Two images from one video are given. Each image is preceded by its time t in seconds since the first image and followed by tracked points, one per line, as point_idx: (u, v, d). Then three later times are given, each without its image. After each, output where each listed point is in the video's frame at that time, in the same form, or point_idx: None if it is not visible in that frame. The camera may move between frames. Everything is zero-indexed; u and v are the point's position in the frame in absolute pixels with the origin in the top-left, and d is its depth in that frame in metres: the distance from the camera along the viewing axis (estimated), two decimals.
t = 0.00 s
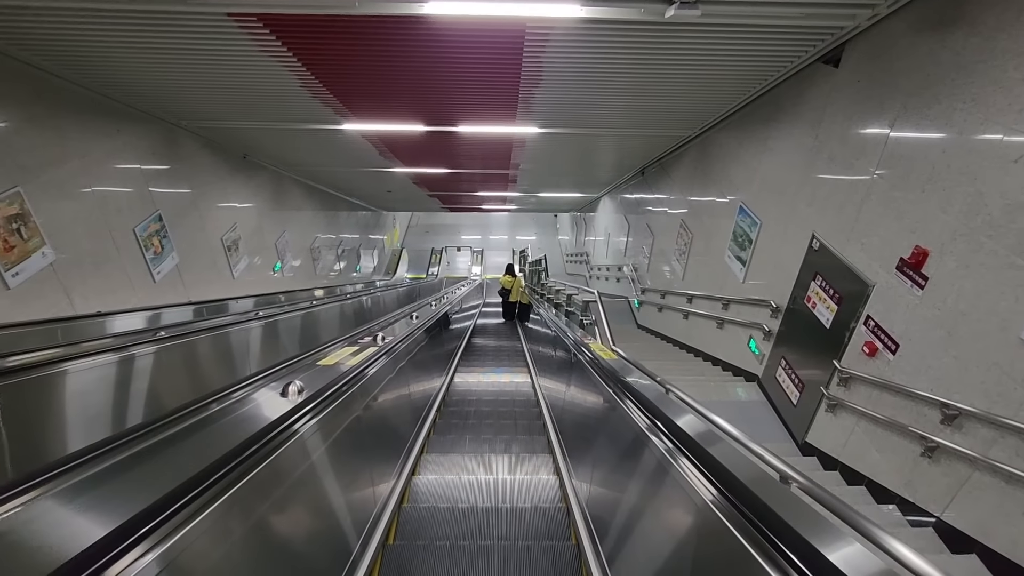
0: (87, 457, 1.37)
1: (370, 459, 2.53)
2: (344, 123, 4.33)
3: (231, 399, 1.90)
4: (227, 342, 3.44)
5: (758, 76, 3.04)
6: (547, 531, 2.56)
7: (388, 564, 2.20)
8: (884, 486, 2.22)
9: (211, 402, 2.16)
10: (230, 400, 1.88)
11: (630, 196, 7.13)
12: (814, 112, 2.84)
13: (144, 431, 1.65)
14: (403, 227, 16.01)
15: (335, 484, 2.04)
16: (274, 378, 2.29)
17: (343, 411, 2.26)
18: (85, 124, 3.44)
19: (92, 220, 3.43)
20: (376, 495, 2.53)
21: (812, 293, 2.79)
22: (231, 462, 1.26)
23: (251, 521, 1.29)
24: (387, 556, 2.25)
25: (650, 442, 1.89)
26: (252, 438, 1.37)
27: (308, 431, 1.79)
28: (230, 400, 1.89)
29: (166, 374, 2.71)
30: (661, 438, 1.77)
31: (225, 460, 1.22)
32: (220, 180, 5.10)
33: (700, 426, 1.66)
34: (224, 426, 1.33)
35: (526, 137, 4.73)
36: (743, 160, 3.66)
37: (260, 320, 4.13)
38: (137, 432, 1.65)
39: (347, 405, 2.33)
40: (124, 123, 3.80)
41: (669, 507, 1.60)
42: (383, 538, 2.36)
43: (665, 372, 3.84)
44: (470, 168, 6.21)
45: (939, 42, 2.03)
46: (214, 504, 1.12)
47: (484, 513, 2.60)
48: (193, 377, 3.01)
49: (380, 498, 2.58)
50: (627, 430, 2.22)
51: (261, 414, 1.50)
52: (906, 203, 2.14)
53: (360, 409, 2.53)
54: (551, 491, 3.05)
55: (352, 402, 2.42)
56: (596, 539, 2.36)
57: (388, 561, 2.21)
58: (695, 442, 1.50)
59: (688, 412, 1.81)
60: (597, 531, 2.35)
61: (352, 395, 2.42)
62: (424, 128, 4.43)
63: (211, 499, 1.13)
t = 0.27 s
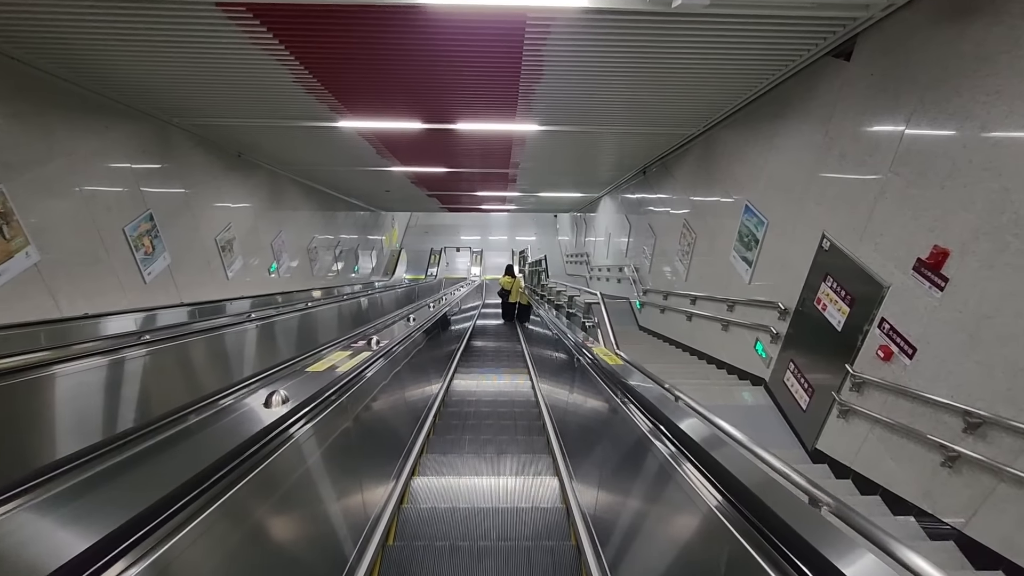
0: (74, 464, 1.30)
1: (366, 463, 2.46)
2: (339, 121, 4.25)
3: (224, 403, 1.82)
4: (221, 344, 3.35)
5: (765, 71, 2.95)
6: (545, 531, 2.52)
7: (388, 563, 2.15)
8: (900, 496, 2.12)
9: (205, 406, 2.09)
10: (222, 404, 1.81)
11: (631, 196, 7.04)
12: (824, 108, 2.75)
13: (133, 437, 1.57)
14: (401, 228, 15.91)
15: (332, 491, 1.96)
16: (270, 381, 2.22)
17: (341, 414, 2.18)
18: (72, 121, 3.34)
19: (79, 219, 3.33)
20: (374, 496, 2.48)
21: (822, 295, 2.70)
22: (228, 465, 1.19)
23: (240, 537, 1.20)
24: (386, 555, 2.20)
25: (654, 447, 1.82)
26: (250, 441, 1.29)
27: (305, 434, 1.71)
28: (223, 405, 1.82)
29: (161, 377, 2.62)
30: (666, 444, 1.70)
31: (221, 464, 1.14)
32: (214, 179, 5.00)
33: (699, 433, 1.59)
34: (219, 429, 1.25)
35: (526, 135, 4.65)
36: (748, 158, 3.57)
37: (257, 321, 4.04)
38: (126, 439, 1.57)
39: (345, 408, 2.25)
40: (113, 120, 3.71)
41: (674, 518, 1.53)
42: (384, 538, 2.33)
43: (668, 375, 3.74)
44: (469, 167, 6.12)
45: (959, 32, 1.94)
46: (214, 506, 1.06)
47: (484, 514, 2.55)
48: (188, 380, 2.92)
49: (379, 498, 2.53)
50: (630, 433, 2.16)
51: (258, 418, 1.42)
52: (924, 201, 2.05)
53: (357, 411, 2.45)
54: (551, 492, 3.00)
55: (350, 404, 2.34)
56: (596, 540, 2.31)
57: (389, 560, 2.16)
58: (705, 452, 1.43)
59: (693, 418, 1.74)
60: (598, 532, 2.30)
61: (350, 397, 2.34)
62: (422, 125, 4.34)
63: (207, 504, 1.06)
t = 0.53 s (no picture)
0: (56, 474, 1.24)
1: (364, 469, 2.39)
2: (335, 120, 4.17)
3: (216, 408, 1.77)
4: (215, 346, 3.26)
5: (773, 65, 2.86)
6: (544, 532, 2.51)
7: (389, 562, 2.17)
8: (918, 507, 2.03)
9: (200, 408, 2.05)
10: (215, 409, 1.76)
11: (632, 195, 6.95)
12: (834, 103, 2.66)
13: (120, 446, 1.52)
14: (400, 228, 15.81)
15: (326, 500, 1.88)
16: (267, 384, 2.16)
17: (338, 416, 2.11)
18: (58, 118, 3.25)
19: (65, 219, 3.23)
20: (374, 496, 2.46)
21: (833, 297, 2.61)
22: (202, 484, 1.13)
23: (212, 563, 1.10)
24: (387, 555, 2.22)
25: (654, 451, 1.78)
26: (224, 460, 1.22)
27: (297, 441, 1.63)
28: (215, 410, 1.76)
29: (154, 380, 2.55)
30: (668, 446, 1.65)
31: (192, 484, 1.08)
32: (208, 178, 4.90)
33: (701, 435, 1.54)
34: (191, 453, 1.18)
35: (526, 134, 4.57)
36: (754, 156, 3.48)
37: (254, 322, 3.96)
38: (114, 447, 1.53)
39: (342, 409, 2.18)
40: (101, 117, 3.62)
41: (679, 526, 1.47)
42: (383, 539, 2.32)
43: (673, 379, 3.65)
44: (468, 166, 6.03)
45: (981, 21, 1.85)
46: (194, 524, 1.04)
47: (483, 515, 2.53)
48: (181, 385, 2.84)
49: (378, 499, 2.51)
50: (629, 433, 2.12)
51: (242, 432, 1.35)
52: (943, 198, 1.96)
53: (355, 411, 2.38)
54: (550, 491, 2.99)
55: (348, 407, 2.28)
56: (596, 541, 2.30)
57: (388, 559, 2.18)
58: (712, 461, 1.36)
59: (696, 420, 1.68)
60: (598, 533, 2.29)
61: (347, 399, 2.27)
62: (419, 123, 4.25)
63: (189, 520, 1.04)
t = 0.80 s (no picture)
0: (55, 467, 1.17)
1: (362, 475, 2.33)
2: (331, 117, 4.09)
3: (213, 409, 1.72)
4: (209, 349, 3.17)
5: (781, 58, 2.78)
6: (544, 533, 2.54)
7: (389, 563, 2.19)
8: (937, 518, 1.93)
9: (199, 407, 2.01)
10: (210, 411, 1.70)
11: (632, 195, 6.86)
12: (846, 97, 2.56)
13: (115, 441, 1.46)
14: (398, 229, 15.72)
15: (322, 508, 1.81)
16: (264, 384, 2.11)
17: (337, 419, 2.05)
18: (42, 114, 3.15)
19: (48, 218, 3.12)
20: (375, 497, 2.49)
21: (845, 298, 2.51)
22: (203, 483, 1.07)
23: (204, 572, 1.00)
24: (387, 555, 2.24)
25: (657, 453, 1.76)
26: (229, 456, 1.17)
27: (293, 445, 1.57)
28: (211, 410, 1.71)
29: (144, 385, 2.47)
30: (670, 451, 1.64)
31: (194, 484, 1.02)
32: (201, 177, 4.80)
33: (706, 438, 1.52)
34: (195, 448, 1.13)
35: (525, 132, 4.49)
36: (760, 153, 3.39)
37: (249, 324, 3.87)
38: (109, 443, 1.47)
39: (341, 412, 2.12)
40: (89, 113, 3.52)
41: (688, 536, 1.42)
42: (382, 540, 2.34)
43: (676, 382, 3.55)
44: (466, 165, 5.94)
45: (1006, 8, 1.75)
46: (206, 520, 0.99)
47: (483, 517, 2.56)
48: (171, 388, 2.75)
49: (379, 499, 2.54)
50: (629, 435, 2.12)
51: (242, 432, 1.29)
52: (965, 195, 1.86)
53: (356, 414, 2.35)
54: (548, 492, 3.03)
55: (347, 409, 2.21)
56: (594, 541, 2.33)
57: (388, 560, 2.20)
58: (726, 471, 1.30)
59: (700, 422, 1.67)
60: (598, 535, 2.31)
61: (346, 401, 2.20)
62: (416, 121, 4.16)
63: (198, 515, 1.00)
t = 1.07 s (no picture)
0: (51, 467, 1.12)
1: (358, 481, 2.26)
2: (325, 115, 4.01)
3: (204, 413, 1.66)
4: (200, 352, 3.09)
5: (789, 50, 2.68)
6: (542, 533, 2.55)
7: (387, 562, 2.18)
8: (959, 531, 1.84)
9: (192, 408, 1.96)
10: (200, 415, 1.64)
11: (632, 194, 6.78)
12: (859, 91, 2.47)
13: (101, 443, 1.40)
14: (395, 228, 15.61)
15: (318, 516, 1.74)
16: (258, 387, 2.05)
17: (331, 423, 1.99)
18: (24, 109, 3.04)
19: (31, 217, 3.02)
20: (374, 496, 2.49)
21: (857, 299, 2.42)
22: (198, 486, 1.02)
23: None
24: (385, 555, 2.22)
25: (659, 457, 1.73)
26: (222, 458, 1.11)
27: (286, 450, 1.51)
28: (202, 414, 1.65)
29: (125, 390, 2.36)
30: (674, 456, 1.61)
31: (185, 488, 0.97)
32: (193, 176, 4.70)
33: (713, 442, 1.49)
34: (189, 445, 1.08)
35: (524, 129, 4.41)
36: (765, 150, 3.30)
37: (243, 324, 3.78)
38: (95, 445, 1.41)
39: (336, 415, 2.06)
40: (76, 109, 3.42)
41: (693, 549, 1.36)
42: (382, 539, 2.34)
43: (680, 385, 3.46)
44: (464, 163, 5.84)
45: None
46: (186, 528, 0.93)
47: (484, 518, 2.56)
48: (157, 392, 2.68)
49: (378, 498, 2.53)
50: (629, 437, 2.10)
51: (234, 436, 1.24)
52: (989, 190, 1.77)
53: (353, 416, 2.32)
54: (546, 490, 3.02)
55: (342, 411, 2.15)
56: (592, 539, 2.34)
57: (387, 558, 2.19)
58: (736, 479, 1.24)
59: (703, 424, 1.64)
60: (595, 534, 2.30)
61: (341, 404, 2.14)
62: (413, 117, 4.05)
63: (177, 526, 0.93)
